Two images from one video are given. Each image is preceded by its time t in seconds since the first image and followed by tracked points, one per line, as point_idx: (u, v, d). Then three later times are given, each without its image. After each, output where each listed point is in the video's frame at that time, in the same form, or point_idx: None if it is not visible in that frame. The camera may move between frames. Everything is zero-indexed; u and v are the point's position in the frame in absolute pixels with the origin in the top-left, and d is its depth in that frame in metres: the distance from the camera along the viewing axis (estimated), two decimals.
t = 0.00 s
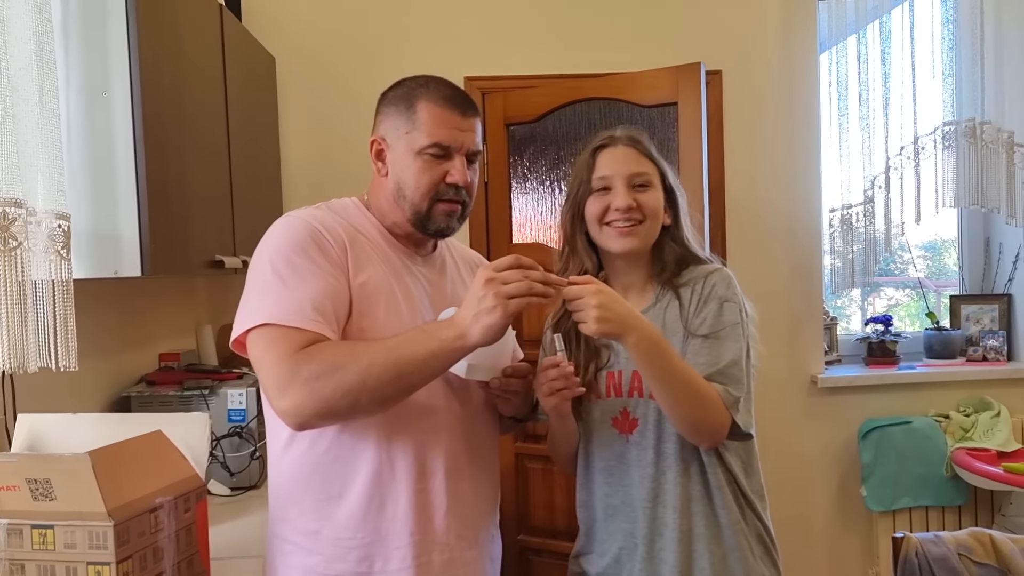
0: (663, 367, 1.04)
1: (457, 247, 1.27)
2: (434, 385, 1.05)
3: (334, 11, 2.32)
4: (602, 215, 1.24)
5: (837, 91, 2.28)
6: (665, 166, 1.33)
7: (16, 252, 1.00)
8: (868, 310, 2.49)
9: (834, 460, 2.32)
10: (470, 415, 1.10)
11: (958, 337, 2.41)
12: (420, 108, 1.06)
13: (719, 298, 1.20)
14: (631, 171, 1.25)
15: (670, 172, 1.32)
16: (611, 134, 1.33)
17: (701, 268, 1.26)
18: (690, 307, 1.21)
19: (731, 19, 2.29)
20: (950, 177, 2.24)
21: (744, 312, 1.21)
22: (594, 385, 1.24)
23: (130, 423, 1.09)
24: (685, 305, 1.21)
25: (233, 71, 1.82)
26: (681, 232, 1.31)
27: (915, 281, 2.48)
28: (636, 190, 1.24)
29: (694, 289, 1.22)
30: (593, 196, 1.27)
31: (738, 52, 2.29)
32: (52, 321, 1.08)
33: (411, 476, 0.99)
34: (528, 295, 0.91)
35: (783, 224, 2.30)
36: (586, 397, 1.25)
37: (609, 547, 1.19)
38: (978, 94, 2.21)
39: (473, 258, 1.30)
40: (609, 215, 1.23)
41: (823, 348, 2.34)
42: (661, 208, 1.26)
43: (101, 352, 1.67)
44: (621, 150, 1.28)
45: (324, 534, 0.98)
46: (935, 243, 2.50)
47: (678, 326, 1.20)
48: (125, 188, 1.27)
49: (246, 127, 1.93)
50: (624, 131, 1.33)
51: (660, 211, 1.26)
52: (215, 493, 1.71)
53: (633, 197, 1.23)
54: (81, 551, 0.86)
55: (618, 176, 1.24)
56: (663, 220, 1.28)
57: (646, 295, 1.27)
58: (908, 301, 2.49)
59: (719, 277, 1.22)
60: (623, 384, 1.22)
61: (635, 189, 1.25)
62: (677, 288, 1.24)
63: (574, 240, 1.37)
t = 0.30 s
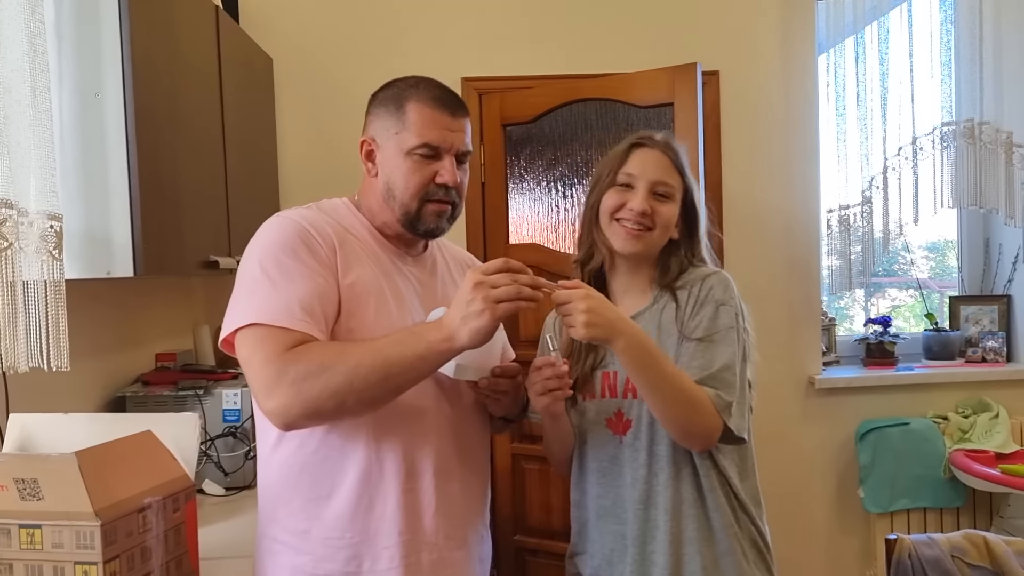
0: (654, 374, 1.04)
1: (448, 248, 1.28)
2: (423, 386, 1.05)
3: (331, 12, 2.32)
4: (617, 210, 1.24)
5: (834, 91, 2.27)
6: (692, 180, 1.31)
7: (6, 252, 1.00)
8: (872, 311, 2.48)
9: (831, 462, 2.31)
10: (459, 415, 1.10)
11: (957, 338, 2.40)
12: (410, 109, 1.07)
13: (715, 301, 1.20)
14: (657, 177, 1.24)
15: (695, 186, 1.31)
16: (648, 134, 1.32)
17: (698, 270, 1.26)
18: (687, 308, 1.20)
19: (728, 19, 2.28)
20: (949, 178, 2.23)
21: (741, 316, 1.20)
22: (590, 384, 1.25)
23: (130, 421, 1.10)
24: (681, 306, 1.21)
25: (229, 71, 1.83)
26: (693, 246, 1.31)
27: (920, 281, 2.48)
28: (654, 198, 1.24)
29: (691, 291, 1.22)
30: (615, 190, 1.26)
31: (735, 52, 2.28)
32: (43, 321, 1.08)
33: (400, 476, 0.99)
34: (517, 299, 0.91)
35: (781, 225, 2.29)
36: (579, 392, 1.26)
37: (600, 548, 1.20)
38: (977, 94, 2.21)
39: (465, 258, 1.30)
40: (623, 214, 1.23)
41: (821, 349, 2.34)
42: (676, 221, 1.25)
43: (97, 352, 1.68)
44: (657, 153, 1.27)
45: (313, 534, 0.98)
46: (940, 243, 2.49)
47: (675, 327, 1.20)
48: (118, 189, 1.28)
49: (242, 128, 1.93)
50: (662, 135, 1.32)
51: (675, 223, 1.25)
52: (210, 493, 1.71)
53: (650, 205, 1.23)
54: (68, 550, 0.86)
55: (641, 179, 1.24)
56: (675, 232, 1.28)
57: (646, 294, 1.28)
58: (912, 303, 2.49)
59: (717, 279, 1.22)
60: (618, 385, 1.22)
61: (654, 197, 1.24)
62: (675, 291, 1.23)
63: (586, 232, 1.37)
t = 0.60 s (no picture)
0: (637, 382, 1.05)
1: (439, 249, 1.28)
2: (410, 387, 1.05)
3: (331, 14, 2.33)
4: (614, 213, 1.25)
5: (834, 92, 2.26)
6: (696, 181, 1.31)
7: None
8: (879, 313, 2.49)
9: (830, 465, 2.30)
10: (448, 416, 1.10)
11: (957, 341, 2.38)
12: (400, 111, 1.07)
13: (712, 306, 1.18)
14: (656, 180, 1.24)
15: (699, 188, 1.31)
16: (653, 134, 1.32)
17: (701, 273, 1.25)
18: (684, 312, 1.20)
19: (727, 20, 2.28)
20: (950, 179, 2.22)
21: (737, 322, 1.19)
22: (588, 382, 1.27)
23: (114, 420, 1.10)
24: (678, 310, 1.21)
25: (227, 73, 1.84)
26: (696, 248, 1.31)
27: (927, 284, 2.48)
28: (653, 200, 1.24)
29: (689, 295, 1.21)
30: (612, 193, 1.27)
31: (734, 53, 2.27)
32: (35, 320, 1.09)
33: (387, 477, 1.00)
34: (501, 307, 0.92)
35: (779, 227, 2.29)
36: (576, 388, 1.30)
37: (591, 544, 1.21)
38: (977, 96, 2.20)
39: (456, 258, 1.30)
40: (620, 217, 1.24)
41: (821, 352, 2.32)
42: (676, 224, 1.25)
43: (94, 352, 1.69)
44: (656, 154, 1.27)
45: (300, 534, 0.99)
46: (947, 245, 2.50)
47: (670, 331, 1.20)
48: (111, 190, 1.29)
49: (240, 130, 1.94)
50: (666, 136, 1.32)
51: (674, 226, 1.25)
52: (205, 493, 1.72)
53: (647, 207, 1.23)
54: (55, 549, 0.87)
55: (639, 182, 1.24)
56: (676, 234, 1.28)
57: (647, 294, 1.28)
58: (921, 305, 2.49)
59: (716, 284, 1.21)
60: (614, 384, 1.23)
61: (653, 200, 1.24)
62: (674, 292, 1.23)
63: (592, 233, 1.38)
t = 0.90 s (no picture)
0: (624, 385, 1.04)
1: (436, 249, 1.29)
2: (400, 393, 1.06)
3: (331, 16, 2.33)
4: (608, 218, 1.25)
5: (838, 94, 2.24)
6: (693, 182, 1.29)
7: None
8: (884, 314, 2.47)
9: (831, 468, 2.29)
10: (440, 421, 1.11)
11: (960, 343, 2.36)
12: (399, 114, 1.06)
13: (708, 308, 1.18)
14: (647, 184, 1.23)
15: (696, 190, 1.30)
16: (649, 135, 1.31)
17: (702, 275, 1.24)
18: (681, 314, 1.20)
19: (728, 21, 2.27)
20: (953, 181, 2.21)
21: (735, 324, 1.18)
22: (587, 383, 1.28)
23: (109, 420, 1.11)
24: (675, 312, 1.20)
25: (226, 74, 1.84)
26: (694, 251, 1.30)
27: (934, 286, 2.46)
28: (645, 205, 1.23)
29: (686, 297, 1.21)
30: (606, 199, 1.27)
31: (736, 53, 2.26)
32: (31, 320, 1.09)
33: (376, 482, 1.01)
34: (490, 318, 0.94)
35: (780, 229, 2.28)
36: (577, 389, 1.30)
37: (589, 546, 1.21)
38: (980, 97, 2.18)
39: (452, 259, 1.31)
40: (613, 222, 1.23)
41: (823, 354, 2.31)
42: (671, 227, 1.24)
43: (93, 352, 1.69)
44: (648, 158, 1.26)
45: (290, 538, 1.00)
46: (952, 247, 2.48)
47: (666, 333, 1.20)
48: (107, 191, 1.29)
49: (239, 131, 1.94)
50: (662, 137, 1.30)
51: (669, 230, 1.24)
52: (204, 493, 1.72)
53: (638, 211, 1.22)
54: (46, 550, 0.86)
55: (630, 188, 1.24)
56: (675, 236, 1.28)
57: (647, 297, 1.27)
58: (928, 307, 2.47)
59: (713, 286, 1.20)
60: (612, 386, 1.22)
61: (645, 205, 1.23)
62: (672, 293, 1.23)
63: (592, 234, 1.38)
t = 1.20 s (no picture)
0: (635, 386, 1.03)
1: (446, 249, 1.28)
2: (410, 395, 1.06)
3: (340, 14, 2.33)
4: (608, 223, 1.24)
5: (847, 93, 2.23)
6: (696, 182, 1.27)
7: (6, 252, 1.01)
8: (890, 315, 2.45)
9: (841, 469, 2.28)
10: (450, 423, 1.11)
11: (971, 344, 2.35)
12: (412, 113, 1.06)
13: (718, 308, 1.17)
14: (643, 189, 1.21)
15: (699, 191, 1.28)
16: (652, 137, 1.29)
17: (712, 274, 1.24)
18: (691, 314, 1.19)
19: (738, 19, 2.26)
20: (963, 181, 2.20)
21: (746, 323, 1.17)
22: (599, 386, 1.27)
23: (120, 421, 1.10)
24: (685, 312, 1.20)
25: (235, 73, 1.83)
26: (701, 251, 1.28)
27: (939, 286, 2.44)
28: (642, 209, 1.21)
29: (696, 297, 1.20)
30: (607, 204, 1.26)
31: (746, 52, 2.25)
32: (43, 319, 1.08)
33: (386, 485, 1.01)
34: (501, 321, 0.94)
35: (788, 229, 2.26)
36: (589, 393, 1.30)
37: (606, 551, 1.20)
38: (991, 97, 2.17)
39: (461, 258, 1.30)
40: (612, 227, 1.23)
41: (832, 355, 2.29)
42: (671, 230, 1.22)
43: (102, 352, 1.69)
44: (645, 162, 1.24)
45: (299, 540, 1.00)
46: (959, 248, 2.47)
47: (676, 334, 1.19)
48: (118, 188, 1.28)
49: (248, 130, 1.94)
50: (663, 138, 1.28)
51: (669, 233, 1.22)
52: (212, 493, 1.71)
53: (635, 215, 1.21)
54: (59, 551, 0.86)
55: (629, 191, 1.22)
56: (680, 237, 1.26)
57: (656, 298, 1.26)
58: (934, 307, 2.45)
59: (722, 285, 1.19)
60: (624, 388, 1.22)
61: (643, 208, 1.21)
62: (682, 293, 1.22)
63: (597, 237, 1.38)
